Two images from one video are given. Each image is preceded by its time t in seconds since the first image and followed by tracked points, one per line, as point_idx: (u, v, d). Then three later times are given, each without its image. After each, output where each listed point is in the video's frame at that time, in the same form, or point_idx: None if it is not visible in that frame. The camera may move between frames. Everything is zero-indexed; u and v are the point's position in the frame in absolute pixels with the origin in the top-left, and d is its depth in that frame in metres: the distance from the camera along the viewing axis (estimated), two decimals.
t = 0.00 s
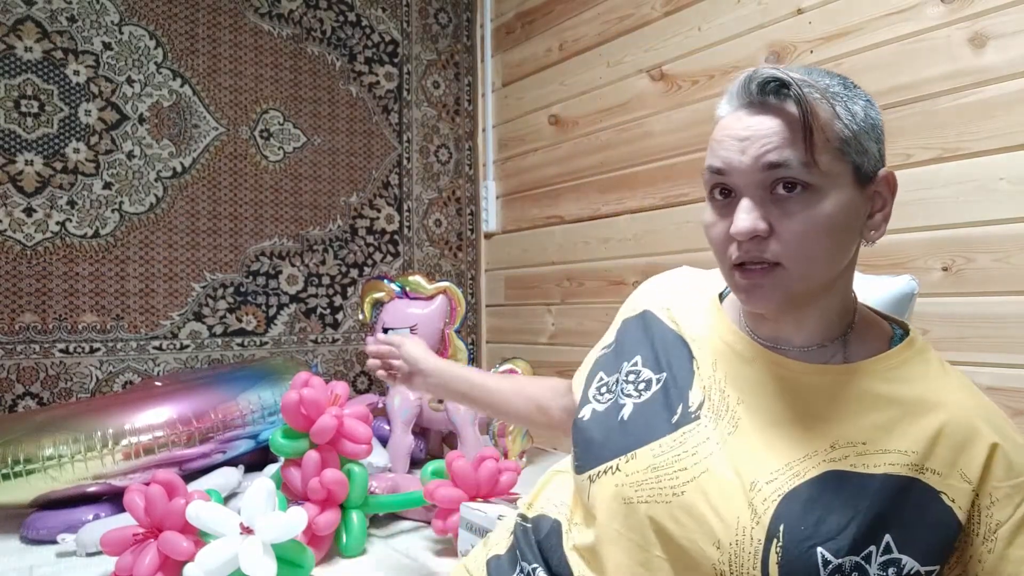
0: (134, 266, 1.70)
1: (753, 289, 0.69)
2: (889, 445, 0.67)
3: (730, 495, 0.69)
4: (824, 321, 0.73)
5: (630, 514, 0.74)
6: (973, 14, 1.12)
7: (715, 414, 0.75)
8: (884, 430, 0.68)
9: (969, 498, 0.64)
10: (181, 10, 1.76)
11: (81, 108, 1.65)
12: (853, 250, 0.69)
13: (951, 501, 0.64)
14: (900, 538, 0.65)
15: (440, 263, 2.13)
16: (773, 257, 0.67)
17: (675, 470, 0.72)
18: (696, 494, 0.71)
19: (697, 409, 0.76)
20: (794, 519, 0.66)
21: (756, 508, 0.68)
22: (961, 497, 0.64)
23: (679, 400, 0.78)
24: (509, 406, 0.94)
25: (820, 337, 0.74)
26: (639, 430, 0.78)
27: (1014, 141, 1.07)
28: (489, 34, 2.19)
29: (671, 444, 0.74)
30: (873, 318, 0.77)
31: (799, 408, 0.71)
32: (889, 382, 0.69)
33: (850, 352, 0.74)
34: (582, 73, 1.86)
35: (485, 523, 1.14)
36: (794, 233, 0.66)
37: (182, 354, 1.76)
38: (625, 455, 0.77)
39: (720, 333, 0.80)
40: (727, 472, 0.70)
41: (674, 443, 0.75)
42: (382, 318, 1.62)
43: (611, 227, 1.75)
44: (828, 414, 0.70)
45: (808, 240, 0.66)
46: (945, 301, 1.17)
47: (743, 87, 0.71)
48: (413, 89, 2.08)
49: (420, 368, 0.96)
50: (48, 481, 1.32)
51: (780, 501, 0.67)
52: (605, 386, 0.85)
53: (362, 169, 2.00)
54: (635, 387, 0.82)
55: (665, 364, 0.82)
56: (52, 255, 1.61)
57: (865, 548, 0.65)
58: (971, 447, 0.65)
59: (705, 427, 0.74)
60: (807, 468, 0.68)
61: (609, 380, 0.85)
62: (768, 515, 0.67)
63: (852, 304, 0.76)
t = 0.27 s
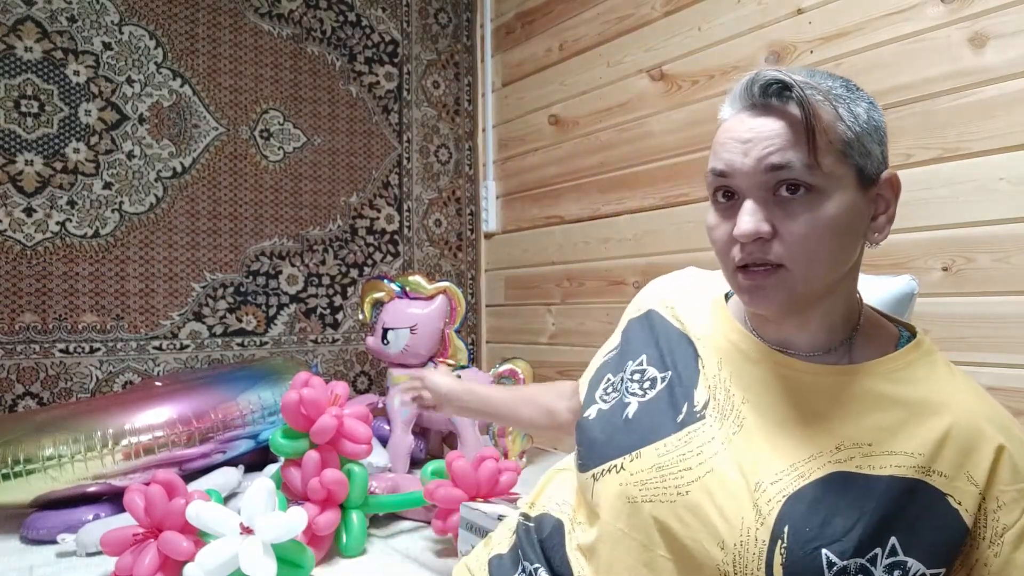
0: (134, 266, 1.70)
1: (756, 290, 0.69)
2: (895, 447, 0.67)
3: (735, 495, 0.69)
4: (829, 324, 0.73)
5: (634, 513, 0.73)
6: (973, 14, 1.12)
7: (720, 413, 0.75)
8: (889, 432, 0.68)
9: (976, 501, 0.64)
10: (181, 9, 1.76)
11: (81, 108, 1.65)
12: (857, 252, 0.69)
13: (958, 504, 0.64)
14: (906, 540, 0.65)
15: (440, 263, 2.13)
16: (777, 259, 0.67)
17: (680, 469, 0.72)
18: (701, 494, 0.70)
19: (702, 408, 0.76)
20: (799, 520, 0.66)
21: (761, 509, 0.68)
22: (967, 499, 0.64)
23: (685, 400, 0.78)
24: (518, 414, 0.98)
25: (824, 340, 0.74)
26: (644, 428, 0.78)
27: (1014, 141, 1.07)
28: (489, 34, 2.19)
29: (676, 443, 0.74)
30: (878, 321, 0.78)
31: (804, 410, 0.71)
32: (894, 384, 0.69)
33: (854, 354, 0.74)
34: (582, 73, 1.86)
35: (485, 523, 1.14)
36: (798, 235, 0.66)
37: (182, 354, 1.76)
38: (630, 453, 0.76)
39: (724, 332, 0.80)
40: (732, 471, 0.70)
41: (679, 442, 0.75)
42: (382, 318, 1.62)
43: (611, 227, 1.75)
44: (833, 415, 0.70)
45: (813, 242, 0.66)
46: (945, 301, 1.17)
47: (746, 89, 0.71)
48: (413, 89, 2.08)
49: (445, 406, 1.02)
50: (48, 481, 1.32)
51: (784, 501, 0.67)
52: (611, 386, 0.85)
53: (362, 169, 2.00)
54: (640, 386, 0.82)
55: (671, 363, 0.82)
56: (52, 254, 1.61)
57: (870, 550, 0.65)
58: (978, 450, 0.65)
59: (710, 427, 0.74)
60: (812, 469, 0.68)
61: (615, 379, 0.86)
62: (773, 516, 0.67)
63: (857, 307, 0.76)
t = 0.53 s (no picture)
0: (134, 266, 1.70)
1: (762, 291, 0.69)
2: (899, 448, 0.67)
3: (739, 497, 0.69)
4: (832, 326, 0.73)
5: (637, 517, 0.73)
6: (972, 14, 1.12)
7: (722, 414, 0.75)
8: (894, 432, 0.68)
9: (979, 501, 0.64)
10: (181, 10, 1.77)
11: (81, 108, 1.65)
12: (862, 254, 0.69)
13: (961, 504, 0.64)
14: (909, 541, 0.65)
15: (441, 263, 2.13)
16: (783, 259, 0.67)
17: (683, 472, 0.72)
18: (704, 497, 0.70)
19: (704, 409, 0.76)
20: (803, 522, 0.66)
21: (765, 511, 0.68)
22: (971, 500, 0.64)
23: (686, 401, 0.78)
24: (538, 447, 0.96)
25: (828, 342, 0.74)
26: (646, 431, 0.77)
27: (1014, 141, 1.07)
28: (489, 35, 2.19)
29: (679, 445, 0.74)
30: (881, 322, 0.78)
31: (809, 411, 0.71)
32: (898, 385, 0.70)
33: (858, 355, 0.75)
34: (582, 74, 1.86)
35: (485, 523, 1.14)
36: (805, 235, 0.66)
37: (182, 354, 1.76)
38: (632, 456, 0.76)
39: (726, 331, 0.80)
40: (735, 473, 0.70)
41: (682, 444, 0.74)
42: (382, 318, 1.62)
43: (611, 227, 1.75)
44: (838, 416, 0.70)
45: (819, 242, 0.66)
46: (945, 301, 1.17)
47: (755, 89, 0.71)
48: (413, 89, 2.08)
49: (405, 464, 1.02)
50: (48, 481, 1.32)
51: (789, 503, 0.67)
52: (611, 387, 0.85)
53: (363, 169, 2.00)
54: (640, 387, 0.82)
55: (672, 363, 0.82)
56: (52, 254, 1.61)
57: (874, 551, 0.65)
58: (983, 451, 0.65)
59: (712, 428, 0.74)
60: (816, 470, 0.68)
61: (615, 380, 0.85)
62: (777, 518, 0.67)
63: (860, 309, 0.77)
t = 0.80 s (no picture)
0: (134, 266, 1.70)
1: (768, 288, 0.69)
2: (905, 450, 0.68)
3: (746, 502, 0.69)
4: (837, 326, 0.74)
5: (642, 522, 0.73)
6: (972, 14, 1.12)
7: (727, 418, 0.75)
8: (900, 435, 0.68)
9: (984, 502, 0.66)
10: (181, 10, 1.76)
11: (81, 108, 1.65)
12: (867, 254, 0.70)
13: (966, 505, 0.66)
14: (914, 542, 0.66)
15: (440, 263, 2.13)
16: (790, 257, 0.67)
17: (689, 476, 0.72)
18: (710, 501, 0.70)
19: (708, 413, 0.76)
20: (810, 526, 0.67)
21: (772, 515, 0.68)
22: (975, 501, 0.66)
23: (690, 404, 0.78)
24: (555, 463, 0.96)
25: (832, 341, 0.75)
26: (649, 434, 0.77)
27: (1014, 141, 1.07)
28: (489, 34, 2.19)
29: (683, 449, 0.74)
30: (882, 323, 0.79)
31: (815, 413, 0.72)
32: (903, 387, 0.70)
33: (861, 357, 0.75)
34: (582, 74, 1.86)
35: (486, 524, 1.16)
36: (812, 234, 0.66)
37: (182, 354, 1.76)
38: (635, 461, 0.76)
39: (729, 333, 0.80)
40: (741, 477, 0.70)
41: (687, 448, 0.74)
42: (382, 318, 1.62)
43: (612, 227, 1.74)
44: (844, 418, 0.71)
45: (825, 240, 0.66)
46: (945, 301, 1.17)
47: (762, 87, 0.71)
48: (413, 89, 2.08)
49: None
50: (48, 481, 1.32)
51: (795, 507, 0.67)
52: (614, 390, 0.85)
53: (362, 169, 2.00)
54: (643, 390, 0.82)
55: (674, 365, 0.82)
56: (52, 254, 1.61)
57: (881, 553, 0.66)
58: (988, 452, 0.66)
59: (717, 432, 0.74)
60: (823, 473, 0.68)
61: (618, 383, 0.85)
62: (785, 522, 0.67)
63: (862, 311, 0.77)
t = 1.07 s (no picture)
0: (134, 266, 1.70)
1: (774, 292, 0.69)
2: (908, 452, 0.68)
3: (749, 506, 0.69)
4: (840, 329, 0.74)
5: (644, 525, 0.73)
6: (972, 14, 1.12)
7: (729, 422, 0.75)
8: (903, 437, 0.68)
9: (987, 504, 0.65)
10: (181, 10, 1.76)
11: (81, 108, 1.65)
12: (872, 258, 0.70)
13: (969, 507, 0.66)
14: (918, 544, 0.66)
15: (440, 263, 2.13)
16: (797, 262, 0.67)
17: (691, 480, 0.72)
18: (713, 506, 0.70)
19: (710, 417, 0.76)
20: (813, 529, 0.67)
21: (775, 519, 0.68)
22: (979, 502, 0.66)
23: (692, 408, 0.78)
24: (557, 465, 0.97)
25: (836, 344, 0.75)
26: (652, 439, 0.77)
27: (1014, 141, 1.07)
28: (488, 34, 2.19)
29: (686, 453, 0.74)
30: (885, 325, 0.79)
31: (818, 416, 0.72)
32: (905, 389, 0.70)
33: (863, 359, 0.75)
34: (582, 74, 1.86)
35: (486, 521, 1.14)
36: (818, 238, 0.66)
37: (182, 354, 1.76)
38: (637, 465, 0.76)
39: (731, 336, 0.80)
40: (743, 480, 0.70)
41: (689, 452, 0.74)
42: (382, 318, 1.62)
43: (611, 228, 1.74)
44: (847, 421, 0.71)
45: (831, 245, 0.66)
46: (944, 301, 1.17)
47: (770, 89, 0.70)
48: (413, 89, 2.08)
49: None
50: (48, 481, 1.32)
51: (798, 510, 0.67)
52: (615, 394, 0.85)
53: (363, 169, 2.00)
54: (644, 395, 0.81)
55: (676, 369, 0.81)
56: (52, 254, 1.61)
57: (884, 556, 0.65)
58: (991, 454, 0.66)
59: (719, 436, 0.74)
60: (826, 476, 0.68)
61: (619, 387, 0.85)
62: (787, 526, 0.67)
63: (865, 314, 0.77)
